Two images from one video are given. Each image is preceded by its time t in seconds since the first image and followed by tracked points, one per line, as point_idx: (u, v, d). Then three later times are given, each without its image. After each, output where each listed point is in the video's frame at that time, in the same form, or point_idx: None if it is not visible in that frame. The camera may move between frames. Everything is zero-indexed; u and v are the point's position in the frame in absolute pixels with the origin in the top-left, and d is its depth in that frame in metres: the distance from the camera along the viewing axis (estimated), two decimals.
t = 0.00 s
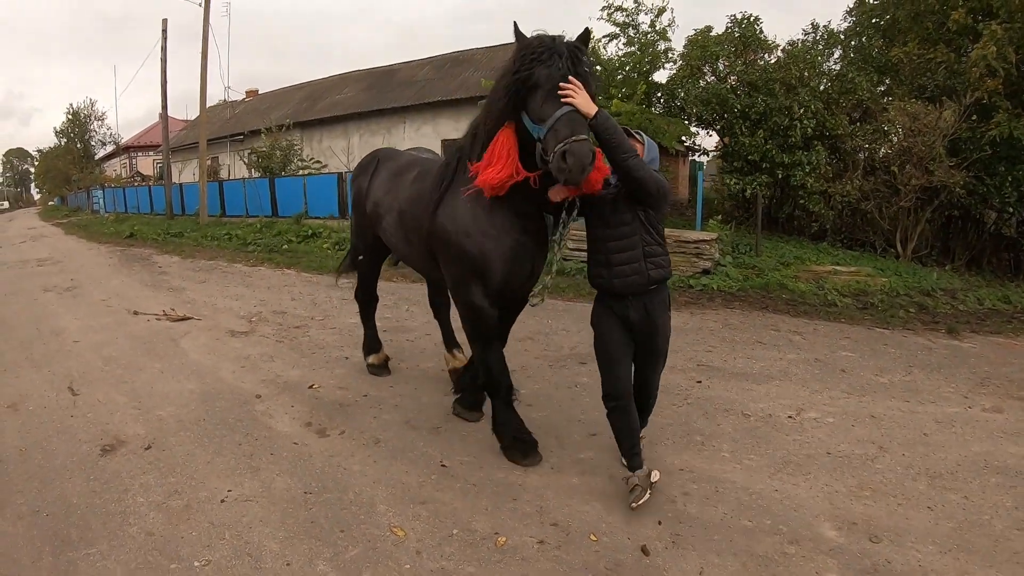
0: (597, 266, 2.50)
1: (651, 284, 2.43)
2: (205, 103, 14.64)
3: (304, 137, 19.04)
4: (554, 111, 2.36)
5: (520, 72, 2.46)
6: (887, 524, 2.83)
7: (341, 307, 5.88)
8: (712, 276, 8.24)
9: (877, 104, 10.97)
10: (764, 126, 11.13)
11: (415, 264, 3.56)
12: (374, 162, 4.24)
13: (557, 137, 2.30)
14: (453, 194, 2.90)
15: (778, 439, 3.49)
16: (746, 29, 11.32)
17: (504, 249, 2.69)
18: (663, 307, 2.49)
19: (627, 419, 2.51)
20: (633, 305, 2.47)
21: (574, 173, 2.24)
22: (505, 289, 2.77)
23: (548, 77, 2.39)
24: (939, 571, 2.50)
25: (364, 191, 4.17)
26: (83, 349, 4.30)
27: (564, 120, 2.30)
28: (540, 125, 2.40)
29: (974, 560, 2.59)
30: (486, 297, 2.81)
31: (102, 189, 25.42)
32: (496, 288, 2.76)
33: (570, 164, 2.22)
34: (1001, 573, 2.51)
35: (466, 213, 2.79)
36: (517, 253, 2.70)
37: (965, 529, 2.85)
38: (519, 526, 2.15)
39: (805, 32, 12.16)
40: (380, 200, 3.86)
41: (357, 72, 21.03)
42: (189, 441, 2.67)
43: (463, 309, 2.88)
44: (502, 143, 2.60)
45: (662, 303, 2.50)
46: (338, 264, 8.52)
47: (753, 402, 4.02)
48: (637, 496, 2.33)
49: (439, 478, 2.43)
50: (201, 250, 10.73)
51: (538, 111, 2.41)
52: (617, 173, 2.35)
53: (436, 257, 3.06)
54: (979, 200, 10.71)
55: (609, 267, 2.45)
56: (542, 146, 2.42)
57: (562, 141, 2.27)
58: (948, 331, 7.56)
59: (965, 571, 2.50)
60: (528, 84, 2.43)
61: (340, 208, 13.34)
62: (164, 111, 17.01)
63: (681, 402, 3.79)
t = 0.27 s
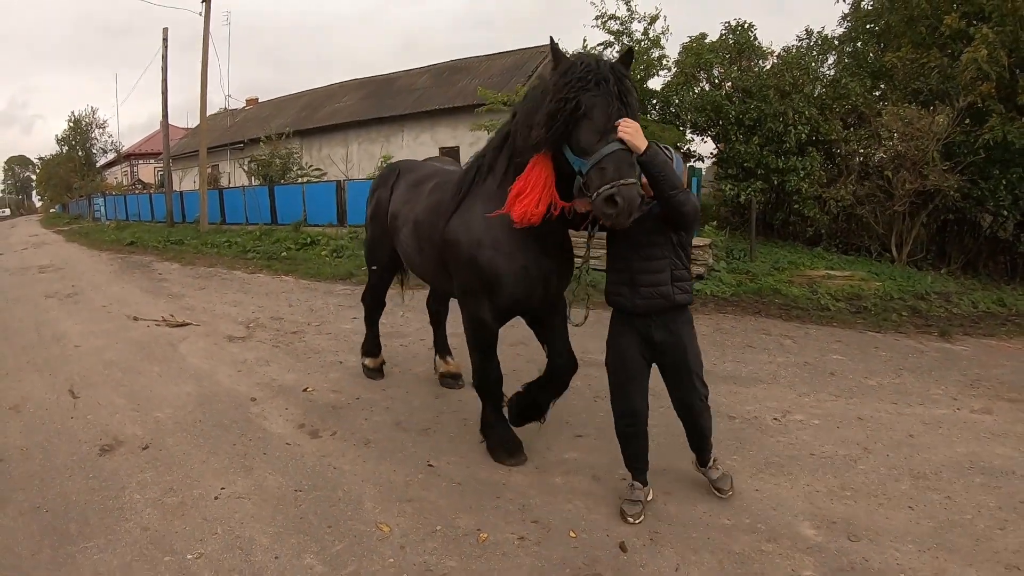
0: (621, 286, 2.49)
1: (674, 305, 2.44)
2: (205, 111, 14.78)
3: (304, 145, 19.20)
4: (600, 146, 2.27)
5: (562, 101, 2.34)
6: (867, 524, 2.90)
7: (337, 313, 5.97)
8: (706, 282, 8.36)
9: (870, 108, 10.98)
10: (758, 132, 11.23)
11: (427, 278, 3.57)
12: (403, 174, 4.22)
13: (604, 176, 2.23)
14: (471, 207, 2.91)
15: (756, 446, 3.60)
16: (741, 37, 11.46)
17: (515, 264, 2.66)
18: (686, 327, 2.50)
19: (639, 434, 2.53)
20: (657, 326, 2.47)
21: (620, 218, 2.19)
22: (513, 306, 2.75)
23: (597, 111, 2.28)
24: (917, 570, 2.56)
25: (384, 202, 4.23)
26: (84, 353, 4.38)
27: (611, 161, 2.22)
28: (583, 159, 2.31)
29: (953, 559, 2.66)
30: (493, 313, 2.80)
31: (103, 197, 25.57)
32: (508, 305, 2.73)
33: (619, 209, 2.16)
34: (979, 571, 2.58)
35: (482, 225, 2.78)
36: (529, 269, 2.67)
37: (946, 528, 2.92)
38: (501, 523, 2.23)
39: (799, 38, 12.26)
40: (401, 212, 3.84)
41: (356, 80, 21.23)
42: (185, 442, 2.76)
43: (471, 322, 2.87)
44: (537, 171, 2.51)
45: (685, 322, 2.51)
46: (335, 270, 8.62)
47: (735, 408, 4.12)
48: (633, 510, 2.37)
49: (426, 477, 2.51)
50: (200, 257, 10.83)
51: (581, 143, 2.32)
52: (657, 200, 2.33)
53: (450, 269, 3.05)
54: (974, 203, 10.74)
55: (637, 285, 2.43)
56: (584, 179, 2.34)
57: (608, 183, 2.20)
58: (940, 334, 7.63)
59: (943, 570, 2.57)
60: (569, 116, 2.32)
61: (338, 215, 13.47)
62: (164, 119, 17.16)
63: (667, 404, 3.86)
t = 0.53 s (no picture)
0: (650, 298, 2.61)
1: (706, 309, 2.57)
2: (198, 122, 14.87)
3: (296, 155, 19.32)
4: (624, 149, 2.21)
5: (583, 104, 2.27)
6: (840, 521, 3.00)
7: (326, 321, 6.05)
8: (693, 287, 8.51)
9: (856, 112, 11.20)
10: (746, 137, 11.20)
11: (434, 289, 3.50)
12: (416, 182, 4.15)
13: (631, 180, 2.17)
14: (477, 216, 2.84)
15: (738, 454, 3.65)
16: (727, 43, 11.49)
17: (519, 279, 2.59)
18: (714, 330, 2.63)
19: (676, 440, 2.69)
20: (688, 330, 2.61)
21: (650, 223, 2.14)
22: (517, 321, 2.68)
23: (620, 114, 2.23)
24: (887, 566, 2.66)
25: (395, 210, 4.19)
26: (77, 361, 4.45)
27: (637, 165, 2.16)
28: (607, 163, 2.24)
29: (925, 555, 2.76)
30: (495, 328, 2.74)
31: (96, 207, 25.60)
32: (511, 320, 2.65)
33: (649, 213, 2.11)
34: (950, 566, 2.69)
35: (487, 236, 2.71)
36: (533, 285, 2.60)
37: (920, 525, 3.03)
38: (477, 522, 2.32)
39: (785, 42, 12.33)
40: (409, 221, 3.76)
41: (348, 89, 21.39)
42: (175, 446, 2.84)
43: (472, 337, 2.80)
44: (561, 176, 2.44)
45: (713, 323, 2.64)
46: (325, 279, 8.70)
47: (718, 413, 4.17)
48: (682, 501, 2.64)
49: (406, 478, 2.60)
50: (193, 267, 10.89)
51: (604, 146, 2.25)
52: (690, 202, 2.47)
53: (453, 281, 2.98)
54: (961, 204, 10.98)
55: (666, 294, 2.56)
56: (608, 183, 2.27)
57: (636, 188, 2.14)
58: (925, 335, 7.76)
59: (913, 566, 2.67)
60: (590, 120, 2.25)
61: (329, 224, 13.55)
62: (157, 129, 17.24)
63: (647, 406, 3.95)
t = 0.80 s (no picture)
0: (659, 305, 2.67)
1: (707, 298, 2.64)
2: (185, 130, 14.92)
3: (283, 163, 19.42)
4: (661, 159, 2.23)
5: (617, 112, 2.23)
6: (807, 517, 3.13)
7: (309, 327, 6.14)
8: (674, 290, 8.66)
9: (834, 115, 11.33)
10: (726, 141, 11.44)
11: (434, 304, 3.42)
12: (410, 191, 4.05)
13: (674, 190, 2.20)
14: (479, 228, 2.76)
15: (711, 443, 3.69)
16: (709, 48, 11.70)
17: (531, 294, 2.53)
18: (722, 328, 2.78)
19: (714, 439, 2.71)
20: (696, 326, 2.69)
21: (697, 231, 2.22)
22: (529, 337, 2.62)
23: (653, 123, 2.25)
24: (848, 560, 2.79)
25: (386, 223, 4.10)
26: (62, 368, 4.53)
27: (680, 175, 2.20)
28: (644, 173, 2.24)
29: (888, 549, 2.89)
30: (505, 345, 2.67)
31: (84, 216, 25.57)
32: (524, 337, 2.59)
33: (698, 223, 2.19)
34: (913, 560, 2.82)
35: (493, 249, 2.64)
36: (545, 299, 2.54)
37: (885, 520, 3.15)
38: (445, 518, 2.43)
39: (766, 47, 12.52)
40: (407, 235, 3.67)
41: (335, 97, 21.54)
42: (157, 447, 2.95)
43: (481, 355, 2.73)
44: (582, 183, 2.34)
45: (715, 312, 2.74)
46: (311, 286, 8.79)
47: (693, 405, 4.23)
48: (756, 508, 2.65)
49: (379, 476, 2.71)
50: (181, 275, 10.95)
51: (639, 155, 2.25)
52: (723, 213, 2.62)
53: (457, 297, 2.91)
54: (942, 205, 11.38)
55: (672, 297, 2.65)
56: (642, 192, 2.26)
57: (681, 198, 2.19)
58: (905, 334, 7.94)
59: (874, 560, 2.79)
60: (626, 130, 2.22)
61: (316, 232, 13.65)
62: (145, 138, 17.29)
63: (619, 405, 4.08)
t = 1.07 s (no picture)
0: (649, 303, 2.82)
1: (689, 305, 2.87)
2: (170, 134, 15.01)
3: (267, 168, 19.56)
4: (639, 116, 2.15)
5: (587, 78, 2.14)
6: (758, 504, 3.20)
7: (287, 329, 6.29)
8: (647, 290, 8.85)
9: (810, 117, 11.61)
10: (703, 143, 11.73)
11: (412, 305, 3.29)
12: (383, 192, 3.93)
13: (660, 144, 2.12)
14: (452, 225, 2.63)
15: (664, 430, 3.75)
16: (685, 51, 11.79)
17: (514, 289, 2.42)
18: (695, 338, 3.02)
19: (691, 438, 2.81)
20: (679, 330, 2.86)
21: (691, 180, 2.11)
22: (514, 339, 2.50)
23: (624, 85, 2.17)
24: (793, 548, 2.80)
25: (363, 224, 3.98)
26: (43, 368, 4.67)
27: (661, 127, 2.12)
28: (624, 133, 2.15)
29: (836, 539, 2.92)
30: (489, 348, 2.53)
31: (71, 222, 25.60)
32: (506, 337, 2.47)
33: (690, 171, 2.09)
34: (859, 548, 2.85)
35: (470, 245, 2.52)
36: (529, 293, 2.44)
37: (835, 510, 3.21)
38: (399, 505, 2.59)
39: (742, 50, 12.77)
40: (381, 236, 3.53)
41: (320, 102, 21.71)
42: (132, 440, 3.12)
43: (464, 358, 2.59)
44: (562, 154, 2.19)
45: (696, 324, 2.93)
46: (292, 289, 8.93)
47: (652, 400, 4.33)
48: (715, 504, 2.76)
49: (340, 467, 2.89)
50: (165, 279, 11.06)
51: (616, 117, 2.16)
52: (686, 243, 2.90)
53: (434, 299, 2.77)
54: (920, 204, 11.67)
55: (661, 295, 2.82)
56: (628, 154, 2.16)
57: (668, 149, 2.11)
58: (877, 331, 8.15)
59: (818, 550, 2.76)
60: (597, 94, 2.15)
61: (299, 236, 13.78)
62: (131, 143, 17.38)
63: (581, 402, 4.24)
